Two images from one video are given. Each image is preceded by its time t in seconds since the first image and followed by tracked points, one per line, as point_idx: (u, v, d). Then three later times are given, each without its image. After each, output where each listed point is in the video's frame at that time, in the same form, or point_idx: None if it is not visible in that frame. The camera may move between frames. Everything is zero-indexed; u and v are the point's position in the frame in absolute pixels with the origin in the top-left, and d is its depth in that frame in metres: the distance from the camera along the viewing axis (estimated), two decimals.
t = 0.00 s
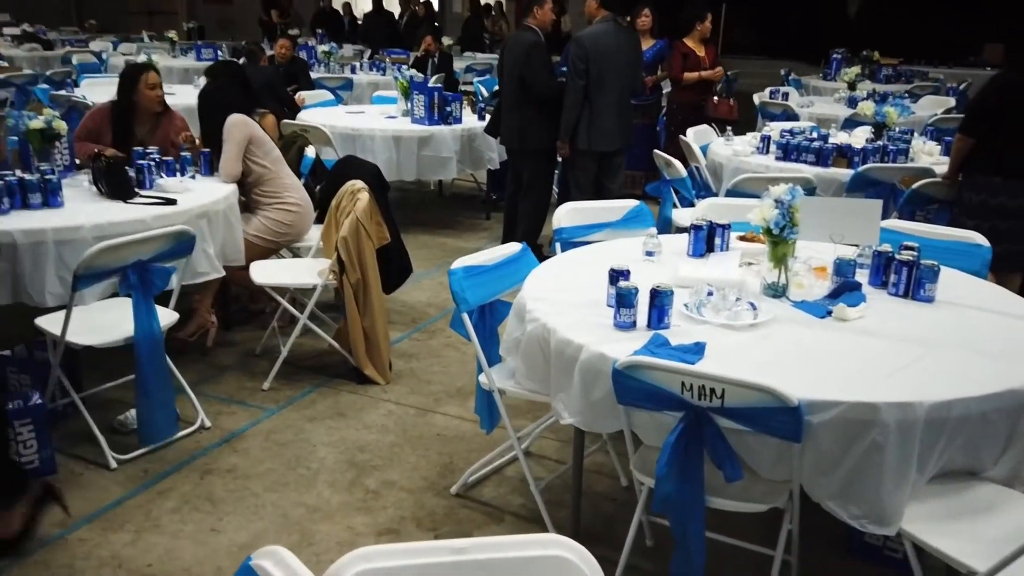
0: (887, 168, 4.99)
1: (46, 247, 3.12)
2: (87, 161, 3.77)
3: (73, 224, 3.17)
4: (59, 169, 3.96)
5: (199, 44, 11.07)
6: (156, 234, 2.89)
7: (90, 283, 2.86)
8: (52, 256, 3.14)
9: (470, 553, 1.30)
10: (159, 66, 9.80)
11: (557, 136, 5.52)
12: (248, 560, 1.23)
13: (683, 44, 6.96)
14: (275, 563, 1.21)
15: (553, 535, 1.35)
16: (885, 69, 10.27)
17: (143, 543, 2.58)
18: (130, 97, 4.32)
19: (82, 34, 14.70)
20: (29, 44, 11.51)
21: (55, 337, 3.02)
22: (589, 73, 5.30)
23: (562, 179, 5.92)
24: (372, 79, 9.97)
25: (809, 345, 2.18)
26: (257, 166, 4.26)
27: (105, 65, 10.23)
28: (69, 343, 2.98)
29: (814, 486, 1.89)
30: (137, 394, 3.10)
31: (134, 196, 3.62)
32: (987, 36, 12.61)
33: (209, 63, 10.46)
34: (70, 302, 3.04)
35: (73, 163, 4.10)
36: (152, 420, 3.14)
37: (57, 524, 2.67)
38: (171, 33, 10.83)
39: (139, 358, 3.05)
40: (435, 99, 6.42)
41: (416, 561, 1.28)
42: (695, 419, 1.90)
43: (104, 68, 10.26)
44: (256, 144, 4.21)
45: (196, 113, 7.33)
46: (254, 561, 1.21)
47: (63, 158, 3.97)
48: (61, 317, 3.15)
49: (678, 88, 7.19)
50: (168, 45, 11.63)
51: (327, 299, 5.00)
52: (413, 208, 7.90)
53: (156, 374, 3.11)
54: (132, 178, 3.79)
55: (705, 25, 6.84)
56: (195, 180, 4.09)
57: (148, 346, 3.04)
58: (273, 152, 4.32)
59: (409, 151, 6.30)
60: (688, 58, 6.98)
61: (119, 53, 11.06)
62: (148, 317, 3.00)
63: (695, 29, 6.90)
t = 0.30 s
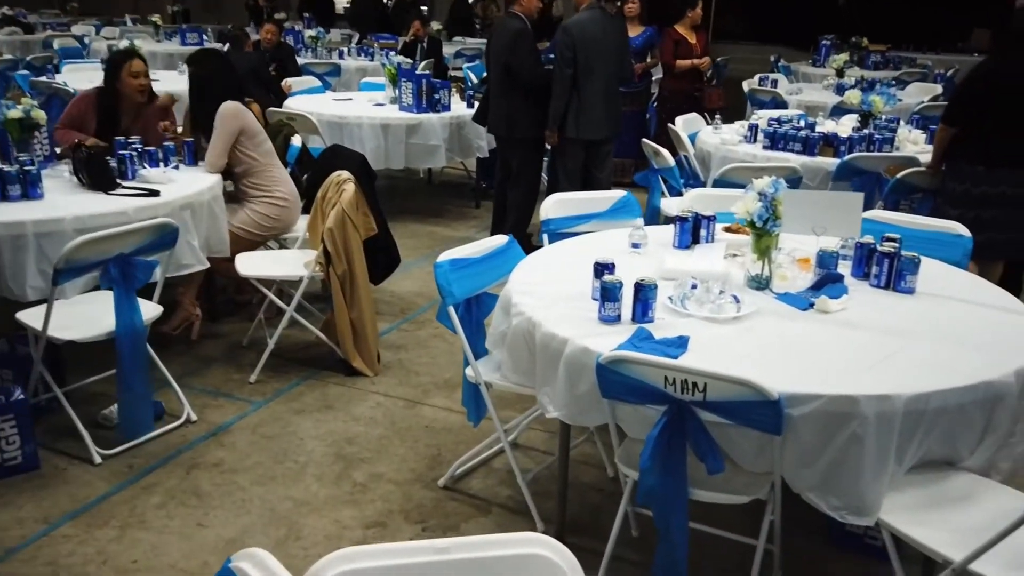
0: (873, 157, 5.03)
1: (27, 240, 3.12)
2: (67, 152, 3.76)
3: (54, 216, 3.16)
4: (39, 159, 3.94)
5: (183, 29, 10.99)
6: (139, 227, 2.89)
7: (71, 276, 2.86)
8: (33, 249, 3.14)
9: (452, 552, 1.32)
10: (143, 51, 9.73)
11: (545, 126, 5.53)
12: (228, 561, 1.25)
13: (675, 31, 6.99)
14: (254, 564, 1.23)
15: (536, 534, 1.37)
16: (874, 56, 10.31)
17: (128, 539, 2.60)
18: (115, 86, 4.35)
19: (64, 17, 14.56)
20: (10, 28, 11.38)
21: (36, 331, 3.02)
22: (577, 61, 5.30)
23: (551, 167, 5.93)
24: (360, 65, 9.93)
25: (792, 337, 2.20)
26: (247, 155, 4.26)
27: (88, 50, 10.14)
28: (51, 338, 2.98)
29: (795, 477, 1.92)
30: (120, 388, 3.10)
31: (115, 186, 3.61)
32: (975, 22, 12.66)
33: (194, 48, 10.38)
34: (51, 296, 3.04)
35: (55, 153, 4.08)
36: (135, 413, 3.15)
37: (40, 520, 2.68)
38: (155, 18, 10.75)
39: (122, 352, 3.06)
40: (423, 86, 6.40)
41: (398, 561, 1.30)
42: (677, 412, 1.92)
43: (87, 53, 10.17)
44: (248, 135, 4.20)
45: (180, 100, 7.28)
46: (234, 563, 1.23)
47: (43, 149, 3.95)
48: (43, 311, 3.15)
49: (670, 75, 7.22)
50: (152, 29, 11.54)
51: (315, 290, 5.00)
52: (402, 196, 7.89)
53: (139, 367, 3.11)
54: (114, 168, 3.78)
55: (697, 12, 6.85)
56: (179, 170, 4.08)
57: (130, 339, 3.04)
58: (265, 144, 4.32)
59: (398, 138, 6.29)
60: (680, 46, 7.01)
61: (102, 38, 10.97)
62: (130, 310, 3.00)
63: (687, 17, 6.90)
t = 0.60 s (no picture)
0: (854, 150, 5.07)
1: (4, 239, 3.10)
2: (44, 148, 3.74)
3: (31, 215, 3.15)
4: (16, 156, 3.92)
5: (165, 18, 10.91)
6: (117, 225, 2.88)
7: (49, 276, 2.85)
8: (10, 248, 3.12)
9: (426, 557, 1.34)
10: (125, 42, 9.66)
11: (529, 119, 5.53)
12: (203, 569, 1.26)
13: (660, 22, 7.00)
14: (228, 572, 1.24)
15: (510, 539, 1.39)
16: (858, 46, 10.36)
17: (109, 540, 2.60)
18: (92, 77, 4.29)
19: (43, 7, 14.41)
20: None
21: (14, 330, 3.01)
22: (560, 55, 5.30)
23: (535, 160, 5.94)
24: (344, 55, 9.90)
25: (769, 334, 2.22)
26: (247, 160, 4.24)
27: (68, 41, 10.05)
28: (29, 338, 2.97)
29: (773, 474, 1.94)
30: (99, 387, 3.09)
31: (93, 183, 3.60)
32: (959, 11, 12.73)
33: (176, 38, 10.29)
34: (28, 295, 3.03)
35: (32, 149, 4.06)
36: (114, 413, 3.14)
37: (20, 522, 2.68)
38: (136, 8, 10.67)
39: (101, 351, 3.05)
40: (407, 77, 6.39)
41: (374, 566, 1.32)
42: (656, 410, 1.94)
43: (67, 43, 10.08)
44: (251, 141, 4.17)
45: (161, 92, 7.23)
46: (208, 570, 1.24)
47: (20, 145, 3.93)
48: (21, 310, 3.14)
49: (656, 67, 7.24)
50: (133, 19, 11.45)
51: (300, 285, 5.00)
52: (387, 189, 7.88)
53: (118, 365, 3.11)
54: (93, 164, 3.76)
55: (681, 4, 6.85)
56: (159, 166, 4.06)
57: (108, 337, 3.03)
58: (267, 150, 4.29)
59: (382, 131, 6.28)
60: (666, 37, 7.05)
61: (82, 29, 10.88)
62: (108, 309, 2.99)
63: (672, 8, 6.90)
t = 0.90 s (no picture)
0: (830, 149, 5.14)
1: None
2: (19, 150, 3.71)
3: (5, 219, 3.13)
4: None
5: (144, 14, 10.84)
6: (92, 230, 2.87)
7: (23, 282, 2.83)
8: None
9: (396, 570, 1.37)
10: (103, 38, 9.58)
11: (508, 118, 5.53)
12: None
13: (641, 18, 7.01)
14: None
15: (480, 549, 1.40)
16: (839, 42, 10.44)
17: (86, 548, 2.59)
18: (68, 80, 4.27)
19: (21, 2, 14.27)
20: None
21: None
22: (537, 56, 5.30)
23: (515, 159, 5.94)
24: (326, 51, 9.87)
25: (743, 337, 2.25)
26: (232, 166, 4.20)
27: (45, 37, 9.96)
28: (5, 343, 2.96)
29: (746, 476, 1.97)
30: (77, 392, 3.08)
31: (69, 186, 3.58)
32: (938, 7, 12.83)
33: (155, 34, 10.20)
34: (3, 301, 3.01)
35: (7, 151, 4.03)
36: (92, 418, 3.13)
37: None
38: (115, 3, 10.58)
39: (78, 356, 3.04)
40: (388, 76, 6.38)
41: None
42: (631, 415, 1.96)
43: (44, 40, 9.99)
44: (235, 152, 4.12)
45: (140, 89, 7.17)
46: None
47: None
48: None
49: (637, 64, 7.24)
50: (112, 15, 11.36)
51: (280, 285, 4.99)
52: (369, 187, 7.87)
53: (95, 370, 3.09)
54: (69, 166, 3.74)
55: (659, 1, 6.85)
56: (136, 168, 4.04)
57: (84, 342, 3.02)
58: (253, 156, 4.23)
59: (363, 130, 6.27)
60: (647, 34, 7.05)
61: (61, 24, 10.79)
62: (84, 314, 2.98)
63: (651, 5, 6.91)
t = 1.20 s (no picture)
0: (805, 147, 5.16)
1: None
2: None
3: None
4: None
5: (120, 10, 10.73)
6: (63, 233, 2.85)
7: None
8: None
9: None
10: (78, 34, 9.49)
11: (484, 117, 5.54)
12: None
13: (614, 17, 7.06)
14: None
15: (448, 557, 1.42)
16: (816, 39, 10.51)
17: (58, 554, 2.57)
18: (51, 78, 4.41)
19: None
20: None
21: None
22: (510, 58, 5.30)
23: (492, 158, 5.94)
24: (304, 47, 9.82)
25: (714, 340, 2.27)
26: (206, 168, 4.17)
27: (19, 33, 9.84)
28: None
29: (716, 478, 2.00)
30: (48, 396, 3.06)
31: (41, 188, 3.55)
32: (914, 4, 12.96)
33: (131, 30, 10.11)
34: None
35: None
36: (65, 422, 3.11)
37: None
38: None
39: (49, 360, 3.02)
40: (365, 74, 6.35)
41: None
42: (602, 418, 1.98)
43: (18, 35, 9.87)
44: (209, 155, 4.10)
45: (115, 86, 7.10)
46: None
47: None
48: None
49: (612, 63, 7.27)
50: (87, 9, 11.24)
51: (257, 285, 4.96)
52: (347, 185, 7.84)
53: (67, 374, 3.07)
54: (41, 168, 3.71)
55: None
56: (110, 168, 4.01)
57: (56, 346, 3.00)
58: (228, 158, 4.21)
59: (340, 128, 6.25)
60: (621, 32, 7.09)
61: (35, 19, 10.66)
62: (55, 318, 2.96)
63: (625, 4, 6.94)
